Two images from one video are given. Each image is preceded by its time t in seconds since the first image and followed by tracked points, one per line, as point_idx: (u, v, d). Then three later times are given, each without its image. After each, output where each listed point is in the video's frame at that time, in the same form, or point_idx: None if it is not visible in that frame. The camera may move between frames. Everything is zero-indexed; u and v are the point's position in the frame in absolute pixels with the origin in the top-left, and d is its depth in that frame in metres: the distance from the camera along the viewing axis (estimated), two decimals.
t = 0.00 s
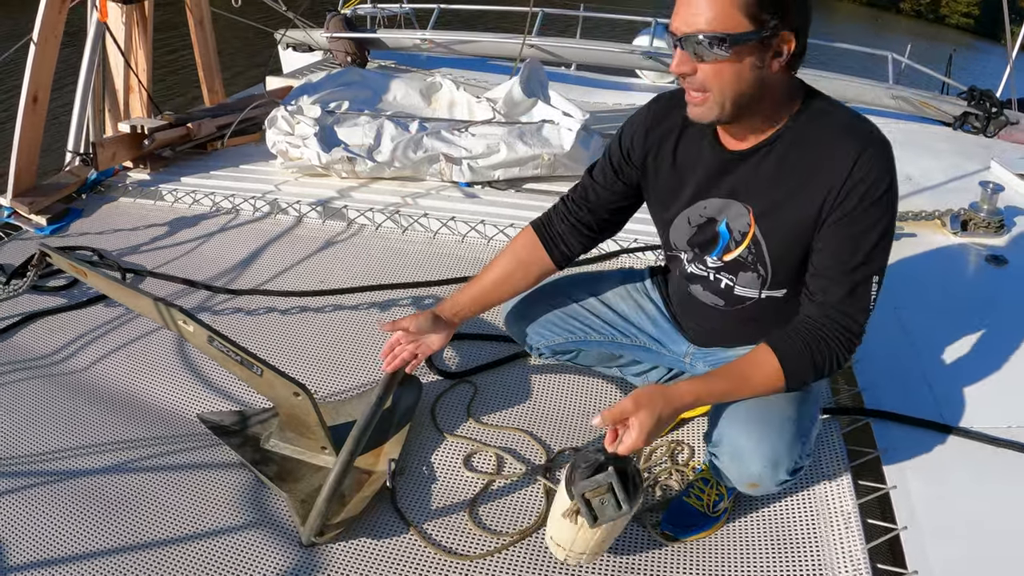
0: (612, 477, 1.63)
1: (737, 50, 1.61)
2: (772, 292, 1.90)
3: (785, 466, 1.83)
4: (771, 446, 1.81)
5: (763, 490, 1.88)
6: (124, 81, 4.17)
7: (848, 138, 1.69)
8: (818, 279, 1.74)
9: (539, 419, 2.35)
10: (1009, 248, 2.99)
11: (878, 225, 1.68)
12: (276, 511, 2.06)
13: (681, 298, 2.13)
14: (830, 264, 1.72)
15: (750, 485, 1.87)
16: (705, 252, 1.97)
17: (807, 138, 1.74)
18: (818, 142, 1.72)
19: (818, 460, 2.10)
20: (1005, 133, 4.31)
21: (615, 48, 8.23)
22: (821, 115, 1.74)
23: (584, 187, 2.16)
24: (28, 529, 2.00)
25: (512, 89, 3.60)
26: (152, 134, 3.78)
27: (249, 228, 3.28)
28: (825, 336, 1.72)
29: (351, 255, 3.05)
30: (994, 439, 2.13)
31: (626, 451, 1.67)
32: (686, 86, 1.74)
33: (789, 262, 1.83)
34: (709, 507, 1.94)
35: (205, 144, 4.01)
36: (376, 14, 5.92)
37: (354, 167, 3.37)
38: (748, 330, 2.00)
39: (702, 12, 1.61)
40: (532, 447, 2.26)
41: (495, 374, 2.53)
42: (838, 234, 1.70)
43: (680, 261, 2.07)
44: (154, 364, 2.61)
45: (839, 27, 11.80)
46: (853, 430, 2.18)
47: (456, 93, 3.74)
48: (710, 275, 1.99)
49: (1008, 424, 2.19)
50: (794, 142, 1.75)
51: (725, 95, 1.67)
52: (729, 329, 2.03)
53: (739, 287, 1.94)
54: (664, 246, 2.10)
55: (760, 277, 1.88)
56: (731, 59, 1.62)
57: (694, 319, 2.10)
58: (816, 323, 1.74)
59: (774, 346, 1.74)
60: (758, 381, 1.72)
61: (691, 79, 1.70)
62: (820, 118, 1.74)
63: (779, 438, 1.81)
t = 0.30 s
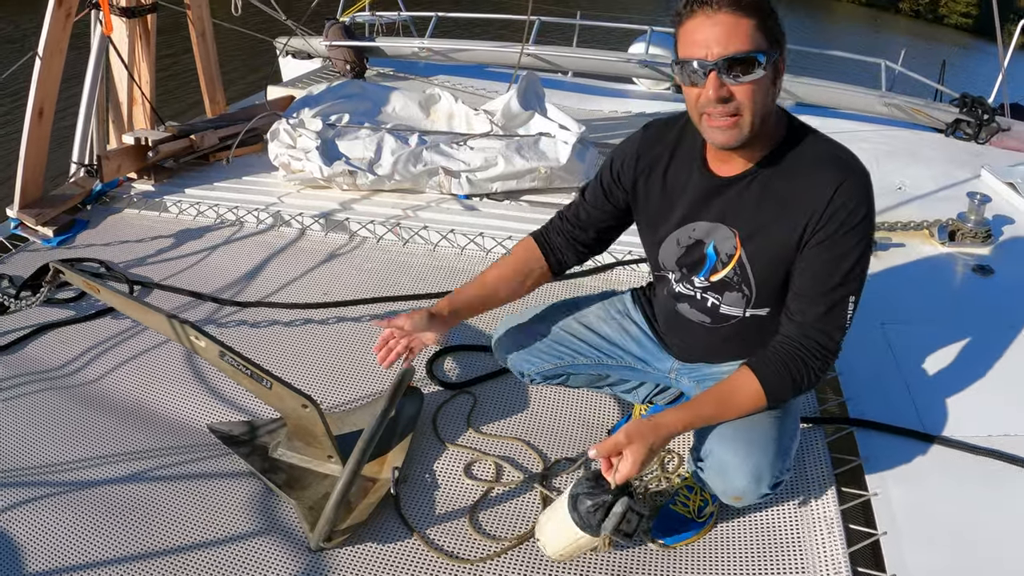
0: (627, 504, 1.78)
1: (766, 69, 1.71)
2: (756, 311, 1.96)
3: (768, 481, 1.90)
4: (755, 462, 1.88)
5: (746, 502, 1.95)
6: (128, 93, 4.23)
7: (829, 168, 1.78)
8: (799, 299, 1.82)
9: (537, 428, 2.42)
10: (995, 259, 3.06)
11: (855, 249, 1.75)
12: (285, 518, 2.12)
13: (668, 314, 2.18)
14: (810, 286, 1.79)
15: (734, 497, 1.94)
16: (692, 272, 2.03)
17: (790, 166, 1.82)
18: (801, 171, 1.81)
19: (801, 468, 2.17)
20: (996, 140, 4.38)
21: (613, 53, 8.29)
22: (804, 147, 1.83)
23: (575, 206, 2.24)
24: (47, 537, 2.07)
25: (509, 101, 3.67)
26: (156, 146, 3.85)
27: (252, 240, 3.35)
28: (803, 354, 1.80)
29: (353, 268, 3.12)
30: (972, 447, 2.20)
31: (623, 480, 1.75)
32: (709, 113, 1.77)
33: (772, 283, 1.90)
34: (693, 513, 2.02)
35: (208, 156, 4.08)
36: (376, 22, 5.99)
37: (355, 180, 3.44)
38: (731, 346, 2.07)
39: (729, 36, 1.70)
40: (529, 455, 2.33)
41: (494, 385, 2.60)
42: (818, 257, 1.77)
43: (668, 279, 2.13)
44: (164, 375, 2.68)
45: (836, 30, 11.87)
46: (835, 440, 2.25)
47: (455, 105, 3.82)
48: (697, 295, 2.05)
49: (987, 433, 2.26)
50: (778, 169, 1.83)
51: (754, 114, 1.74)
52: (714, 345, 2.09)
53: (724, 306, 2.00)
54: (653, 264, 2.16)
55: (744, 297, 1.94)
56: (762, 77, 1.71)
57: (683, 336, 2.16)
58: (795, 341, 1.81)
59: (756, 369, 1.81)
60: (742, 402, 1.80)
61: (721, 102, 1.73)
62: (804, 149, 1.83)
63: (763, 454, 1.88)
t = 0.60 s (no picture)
0: (596, 484, 1.91)
1: (754, 91, 1.76)
2: (744, 320, 2.03)
3: (756, 483, 1.97)
4: (744, 465, 1.94)
5: (735, 502, 2.01)
6: (133, 100, 4.29)
7: (811, 185, 1.83)
8: (783, 311, 1.87)
9: (538, 431, 2.48)
10: (986, 263, 3.12)
11: (837, 262, 1.81)
12: (295, 519, 2.18)
13: (662, 322, 2.25)
14: (793, 298, 1.85)
15: (724, 497, 2.00)
16: (681, 283, 2.09)
17: (774, 183, 1.88)
18: (785, 188, 1.86)
19: (794, 469, 2.22)
20: (990, 143, 4.43)
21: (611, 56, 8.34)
22: (789, 164, 1.89)
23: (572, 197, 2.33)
24: (63, 539, 2.13)
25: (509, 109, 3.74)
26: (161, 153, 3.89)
27: (257, 248, 3.41)
28: (786, 364, 1.86)
29: (357, 274, 3.18)
30: (961, 448, 2.26)
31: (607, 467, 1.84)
32: (703, 136, 1.81)
33: (758, 294, 1.96)
34: (691, 511, 2.07)
35: (213, 162, 4.13)
36: (376, 29, 6.05)
37: (358, 187, 3.51)
38: (721, 353, 2.14)
39: (718, 62, 1.76)
40: (531, 458, 2.38)
41: (496, 389, 2.66)
42: (801, 271, 1.83)
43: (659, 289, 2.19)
44: (174, 380, 2.74)
45: (834, 32, 11.92)
46: (828, 441, 2.32)
47: (456, 113, 3.88)
48: (687, 305, 2.11)
49: (974, 434, 2.32)
50: (763, 186, 1.89)
51: (746, 134, 1.80)
52: (706, 352, 2.16)
53: (713, 315, 2.06)
54: (646, 273, 2.23)
55: (732, 307, 2.01)
56: (751, 99, 1.76)
57: (675, 343, 2.23)
58: (779, 352, 1.87)
59: (742, 378, 1.87)
60: (730, 407, 1.86)
61: (714, 125, 1.78)
62: (789, 167, 1.88)
63: (751, 457, 1.94)
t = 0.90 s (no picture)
0: (591, 498, 1.94)
1: (758, 113, 1.81)
2: (738, 332, 2.08)
3: (741, 490, 2.00)
4: (729, 473, 1.98)
5: (723, 509, 2.05)
6: (136, 106, 4.32)
7: (808, 206, 1.87)
8: (774, 325, 1.92)
9: (537, 433, 2.53)
10: (978, 267, 3.18)
11: (829, 282, 1.86)
12: (301, 520, 2.23)
13: (659, 329, 2.30)
14: (783, 313, 1.90)
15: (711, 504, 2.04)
16: (681, 292, 2.14)
17: (773, 203, 1.93)
18: (783, 208, 1.91)
19: (786, 471, 2.26)
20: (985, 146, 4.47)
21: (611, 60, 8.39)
22: (787, 185, 1.93)
23: (579, 220, 2.36)
24: (75, 539, 2.18)
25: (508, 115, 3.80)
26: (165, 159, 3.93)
27: (261, 253, 3.45)
28: (773, 377, 1.91)
29: (360, 279, 3.23)
30: (950, 449, 2.31)
31: (602, 480, 1.88)
32: (708, 158, 1.86)
33: (752, 307, 2.01)
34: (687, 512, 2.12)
35: (215, 168, 4.17)
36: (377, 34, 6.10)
37: (360, 193, 3.56)
38: (715, 362, 2.19)
39: (723, 86, 1.80)
40: (531, 460, 2.43)
41: (497, 392, 2.71)
42: (793, 288, 1.88)
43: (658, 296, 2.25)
44: (181, 384, 2.79)
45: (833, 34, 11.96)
46: (821, 443, 2.36)
47: (456, 119, 3.93)
48: (683, 313, 2.16)
49: (963, 435, 2.37)
50: (762, 206, 1.94)
51: (748, 156, 1.85)
52: (700, 360, 2.21)
53: (708, 325, 2.12)
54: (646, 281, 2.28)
55: (727, 319, 2.06)
56: (754, 121, 1.81)
57: (670, 348, 2.27)
58: (768, 364, 1.92)
59: (730, 389, 1.92)
60: (716, 418, 1.91)
61: (719, 148, 1.83)
62: (788, 188, 1.93)
63: (736, 465, 1.98)
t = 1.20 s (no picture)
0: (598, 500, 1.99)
1: (757, 125, 1.84)
2: (736, 338, 2.10)
3: (737, 492, 2.02)
4: (724, 475, 2.00)
5: (720, 510, 2.07)
6: (137, 110, 4.34)
7: (808, 216, 1.90)
8: (772, 332, 1.94)
9: (536, 435, 2.55)
10: (973, 270, 3.20)
11: (825, 291, 1.88)
12: (303, 521, 2.25)
13: (658, 335, 2.32)
14: (781, 321, 1.92)
15: (708, 506, 2.06)
16: (680, 298, 2.16)
17: (773, 212, 1.94)
18: (782, 217, 1.93)
19: (783, 473, 2.28)
20: (981, 148, 4.49)
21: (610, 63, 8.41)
22: (787, 195, 1.95)
23: (582, 231, 2.37)
24: (79, 541, 2.20)
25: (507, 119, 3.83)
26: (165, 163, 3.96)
27: (261, 257, 3.47)
28: (770, 384, 1.93)
29: (359, 283, 3.25)
30: (944, 450, 2.33)
31: (600, 483, 1.89)
32: (707, 170, 1.88)
33: (750, 314, 2.03)
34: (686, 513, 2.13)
35: (216, 171, 4.20)
36: (376, 38, 6.13)
37: (360, 197, 3.58)
38: (712, 368, 2.21)
39: (723, 99, 1.82)
40: (531, 461, 2.45)
41: (496, 395, 2.73)
42: (791, 296, 1.90)
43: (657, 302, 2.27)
44: (183, 389, 2.81)
45: (830, 36, 11.98)
46: (817, 445, 2.38)
47: (454, 123, 3.96)
48: (682, 319, 2.19)
49: (958, 437, 2.39)
50: (762, 216, 1.96)
51: (746, 169, 1.87)
52: (698, 366, 2.23)
53: (706, 331, 2.14)
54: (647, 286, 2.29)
55: (725, 326, 2.08)
56: (753, 133, 1.84)
57: (668, 354, 2.30)
58: (764, 370, 1.94)
59: (725, 394, 1.94)
60: (712, 422, 1.93)
61: (719, 160, 1.85)
62: (788, 198, 1.94)
63: (731, 468, 2.00)
